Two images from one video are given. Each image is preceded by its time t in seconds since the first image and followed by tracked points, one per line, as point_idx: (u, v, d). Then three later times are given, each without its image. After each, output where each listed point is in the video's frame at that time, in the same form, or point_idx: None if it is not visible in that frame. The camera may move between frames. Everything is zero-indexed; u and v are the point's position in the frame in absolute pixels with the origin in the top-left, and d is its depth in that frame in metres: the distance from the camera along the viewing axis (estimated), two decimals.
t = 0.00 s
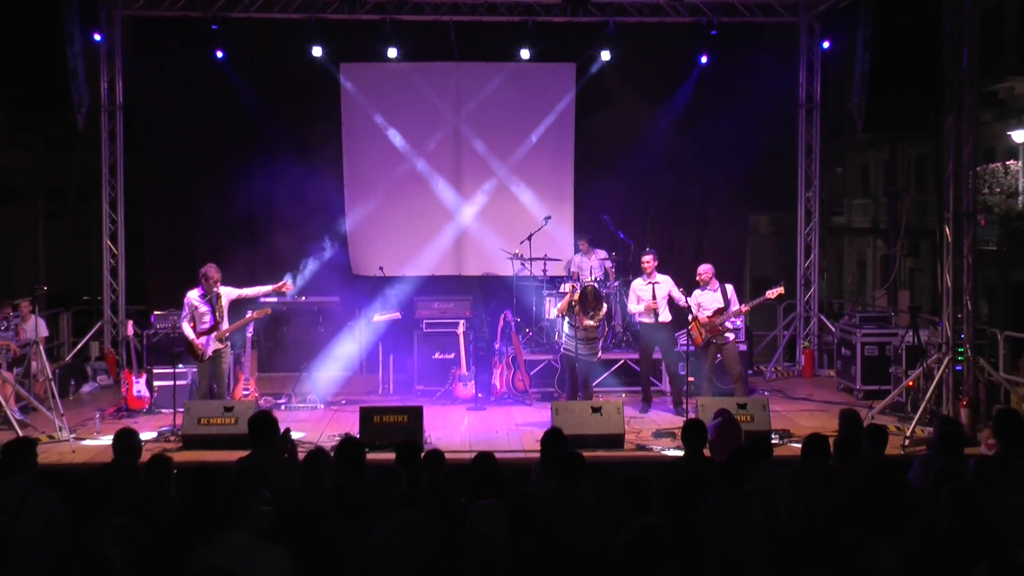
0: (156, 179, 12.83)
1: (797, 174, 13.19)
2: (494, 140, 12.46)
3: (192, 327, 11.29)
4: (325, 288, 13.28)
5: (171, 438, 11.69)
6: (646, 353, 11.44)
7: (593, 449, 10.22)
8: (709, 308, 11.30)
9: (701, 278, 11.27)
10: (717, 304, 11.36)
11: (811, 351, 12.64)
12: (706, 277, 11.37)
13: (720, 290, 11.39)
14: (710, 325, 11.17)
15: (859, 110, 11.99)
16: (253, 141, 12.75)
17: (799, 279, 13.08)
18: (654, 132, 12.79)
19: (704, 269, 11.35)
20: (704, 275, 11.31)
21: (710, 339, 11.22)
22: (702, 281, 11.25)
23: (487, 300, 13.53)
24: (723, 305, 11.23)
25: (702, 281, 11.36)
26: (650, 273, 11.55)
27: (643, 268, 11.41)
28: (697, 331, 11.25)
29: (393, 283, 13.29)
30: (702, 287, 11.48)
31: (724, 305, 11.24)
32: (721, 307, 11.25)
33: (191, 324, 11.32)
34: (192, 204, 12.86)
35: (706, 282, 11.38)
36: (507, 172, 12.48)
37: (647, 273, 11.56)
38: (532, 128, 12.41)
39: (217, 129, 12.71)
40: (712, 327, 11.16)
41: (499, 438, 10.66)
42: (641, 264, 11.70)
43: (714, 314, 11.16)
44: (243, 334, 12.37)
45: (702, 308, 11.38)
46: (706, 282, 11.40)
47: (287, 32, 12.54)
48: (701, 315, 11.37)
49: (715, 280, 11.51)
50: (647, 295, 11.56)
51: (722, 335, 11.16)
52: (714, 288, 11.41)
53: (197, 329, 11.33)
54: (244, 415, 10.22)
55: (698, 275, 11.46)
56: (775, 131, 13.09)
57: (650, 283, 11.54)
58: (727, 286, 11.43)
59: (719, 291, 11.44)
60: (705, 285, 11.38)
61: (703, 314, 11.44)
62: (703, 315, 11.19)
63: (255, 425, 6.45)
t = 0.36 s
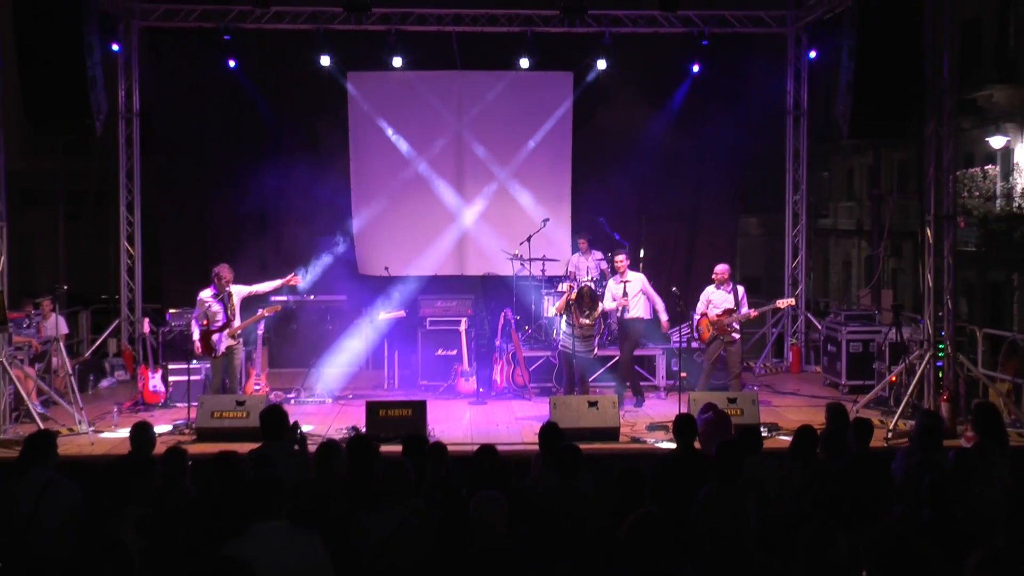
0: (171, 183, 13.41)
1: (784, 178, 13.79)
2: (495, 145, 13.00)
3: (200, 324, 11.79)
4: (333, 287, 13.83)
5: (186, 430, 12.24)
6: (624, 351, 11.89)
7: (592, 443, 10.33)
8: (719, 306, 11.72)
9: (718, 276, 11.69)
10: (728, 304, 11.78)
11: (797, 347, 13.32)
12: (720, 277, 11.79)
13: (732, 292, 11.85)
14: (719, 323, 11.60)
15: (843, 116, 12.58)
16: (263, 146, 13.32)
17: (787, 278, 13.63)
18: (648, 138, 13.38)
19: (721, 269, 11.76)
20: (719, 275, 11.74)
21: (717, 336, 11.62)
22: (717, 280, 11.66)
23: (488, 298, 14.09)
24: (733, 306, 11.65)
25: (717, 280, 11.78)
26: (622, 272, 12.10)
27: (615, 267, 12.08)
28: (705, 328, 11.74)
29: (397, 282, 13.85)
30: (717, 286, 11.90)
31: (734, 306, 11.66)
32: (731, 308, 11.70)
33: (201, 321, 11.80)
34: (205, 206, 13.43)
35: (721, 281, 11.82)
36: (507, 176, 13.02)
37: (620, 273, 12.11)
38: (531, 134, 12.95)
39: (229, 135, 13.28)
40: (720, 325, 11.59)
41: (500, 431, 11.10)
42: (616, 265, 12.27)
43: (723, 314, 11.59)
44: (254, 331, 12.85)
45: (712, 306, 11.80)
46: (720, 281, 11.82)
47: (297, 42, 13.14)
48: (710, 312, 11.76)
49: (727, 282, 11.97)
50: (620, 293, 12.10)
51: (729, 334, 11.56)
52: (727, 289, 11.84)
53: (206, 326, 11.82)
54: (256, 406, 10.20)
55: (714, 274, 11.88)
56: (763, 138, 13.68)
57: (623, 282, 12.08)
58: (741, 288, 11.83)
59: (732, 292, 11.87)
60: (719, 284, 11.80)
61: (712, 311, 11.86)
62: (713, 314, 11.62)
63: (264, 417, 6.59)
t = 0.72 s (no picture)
0: (174, 184, 13.55)
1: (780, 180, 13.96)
2: (495, 147, 13.14)
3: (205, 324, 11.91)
4: (334, 287, 13.96)
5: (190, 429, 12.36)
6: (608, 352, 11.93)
7: (592, 441, 10.40)
8: (727, 305, 11.64)
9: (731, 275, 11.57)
10: (737, 304, 11.68)
11: (794, 346, 13.54)
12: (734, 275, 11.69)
13: (743, 292, 11.74)
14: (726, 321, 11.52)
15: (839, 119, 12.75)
16: (266, 148, 13.47)
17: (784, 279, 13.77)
18: (646, 140, 13.54)
19: (735, 268, 11.65)
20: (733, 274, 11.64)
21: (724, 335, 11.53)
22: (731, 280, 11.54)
23: (488, 297, 14.23)
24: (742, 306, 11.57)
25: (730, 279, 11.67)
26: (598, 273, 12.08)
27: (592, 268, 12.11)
28: (712, 324, 11.59)
29: (398, 282, 13.98)
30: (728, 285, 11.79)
31: (744, 306, 11.58)
32: (740, 308, 11.62)
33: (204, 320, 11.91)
34: (208, 206, 13.57)
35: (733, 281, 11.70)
36: (507, 178, 13.17)
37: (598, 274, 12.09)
38: (530, 136, 13.10)
39: (232, 137, 13.42)
40: (728, 324, 11.51)
41: (501, 429, 11.16)
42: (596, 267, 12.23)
43: (732, 313, 11.51)
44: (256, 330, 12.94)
45: (721, 304, 11.71)
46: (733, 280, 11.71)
47: (300, 44, 13.28)
48: (718, 309, 11.69)
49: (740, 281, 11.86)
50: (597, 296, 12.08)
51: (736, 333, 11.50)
52: (738, 288, 11.73)
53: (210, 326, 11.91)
54: (258, 405, 10.29)
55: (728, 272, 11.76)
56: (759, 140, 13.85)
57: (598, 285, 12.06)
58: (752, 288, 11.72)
59: (742, 291, 11.77)
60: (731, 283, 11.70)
61: (720, 309, 11.78)
62: (721, 312, 11.53)
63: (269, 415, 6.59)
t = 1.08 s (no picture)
0: (174, 184, 13.54)
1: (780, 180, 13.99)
2: (495, 147, 13.14)
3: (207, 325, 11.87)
4: (334, 286, 13.96)
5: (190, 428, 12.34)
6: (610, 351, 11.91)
7: (593, 441, 10.37)
8: (731, 306, 11.66)
9: (732, 276, 11.62)
10: (740, 305, 11.71)
11: (793, 346, 13.55)
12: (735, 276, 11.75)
13: (745, 292, 11.77)
14: (730, 323, 11.52)
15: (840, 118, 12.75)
16: (265, 149, 13.48)
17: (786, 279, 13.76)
18: (645, 140, 13.55)
19: (736, 268, 11.70)
20: (734, 274, 11.71)
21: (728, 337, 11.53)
22: (733, 281, 11.59)
23: (488, 297, 14.24)
24: (745, 307, 11.59)
25: (732, 280, 11.71)
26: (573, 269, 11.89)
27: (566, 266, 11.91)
28: (717, 326, 11.60)
29: (398, 282, 13.99)
30: (730, 286, 11.83)
31: (747, 307, 11.60)
32: (744, 309, 11.63)
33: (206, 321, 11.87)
34: (207, 206, 13.58)
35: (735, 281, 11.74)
36: (507, 177, 13.17)
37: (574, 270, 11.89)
38: (530, 136, 13.10)
39: (232, 137, 13.43)
40: (732, 326, 11.51)
41: (501, 429, 11.13)
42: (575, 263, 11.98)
43: (735, 314, 11.52)
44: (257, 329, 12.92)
45: (725, 306, 11.74)
46: (734, 281, 11.76)
47: (300, 44, 13.29)
48: (722, 312, 11.71)
49: (741, 282, 11.89)
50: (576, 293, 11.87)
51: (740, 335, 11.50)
52: (740, 289, 11.77)
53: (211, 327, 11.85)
54: (258, 404, 10.29)
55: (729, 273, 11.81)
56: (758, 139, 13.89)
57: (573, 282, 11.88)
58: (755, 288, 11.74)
59: (745, 293, 11.80)
60: (733, 284, 11.74)
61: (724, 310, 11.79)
62: (725, 313, 11.54)
63: (268, 414, 6.62)
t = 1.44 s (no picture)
0: (173, 184, 13.54)
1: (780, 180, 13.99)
2: (495, 147, 13.14)
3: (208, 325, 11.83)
4: (334, 286, 13.96)
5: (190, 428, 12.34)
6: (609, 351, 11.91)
7: (593, 441, 10.36)
8: (730, 307, 11.62)
9: (727, 276, 11.61)
10: (738, 304, 11.68)
11: (794, 346, 13.55)
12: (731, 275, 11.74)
13: (742, 291, 11.73)
14: (729, 323, 11.50)
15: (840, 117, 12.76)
16: (265, 148, 13.49)
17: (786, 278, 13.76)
18: (645, 140, 13.55)
19: (729, 268, 11.69)
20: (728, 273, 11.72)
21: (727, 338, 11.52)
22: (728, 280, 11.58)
23: (488, 296, 14.22)
24: (743, 305, 11.55)
25: (727, 280, 11.69)
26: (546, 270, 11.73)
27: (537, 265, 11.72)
28: (717, 327, 11.57)
29: (398, 282, 13.99)
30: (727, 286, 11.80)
31: (745, 306, 11.56)
32: (742, 307, 11.60)
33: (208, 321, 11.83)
34: (207, 206, 13.58)
35: (731, 281, 11.72)
36: (507, 177, 13.16)
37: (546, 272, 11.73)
38: (530, 136, 13.10)
39: (232, 136, 13.43)
40: (731, 325, 11.48)
41: (501, 428, 11.12)
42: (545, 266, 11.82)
43: (733, 314, 11.50)
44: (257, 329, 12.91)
45: (724, 307, 11.70)
46: (730, 281, 11.73)
47: (300, 44, 13.30)
48: (721, 313, 11.67)
49: (737, 281, 11.86)
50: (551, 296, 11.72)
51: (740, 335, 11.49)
52: (737, 288, 11.74)
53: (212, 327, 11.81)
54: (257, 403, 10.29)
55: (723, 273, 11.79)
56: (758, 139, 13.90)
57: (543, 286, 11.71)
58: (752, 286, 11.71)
59: (742, 292, 11.77)
60: (729, 284, 11.72)
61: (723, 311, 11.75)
62: (723, 314, 11.51)
63: (268, 413, 6.62)
